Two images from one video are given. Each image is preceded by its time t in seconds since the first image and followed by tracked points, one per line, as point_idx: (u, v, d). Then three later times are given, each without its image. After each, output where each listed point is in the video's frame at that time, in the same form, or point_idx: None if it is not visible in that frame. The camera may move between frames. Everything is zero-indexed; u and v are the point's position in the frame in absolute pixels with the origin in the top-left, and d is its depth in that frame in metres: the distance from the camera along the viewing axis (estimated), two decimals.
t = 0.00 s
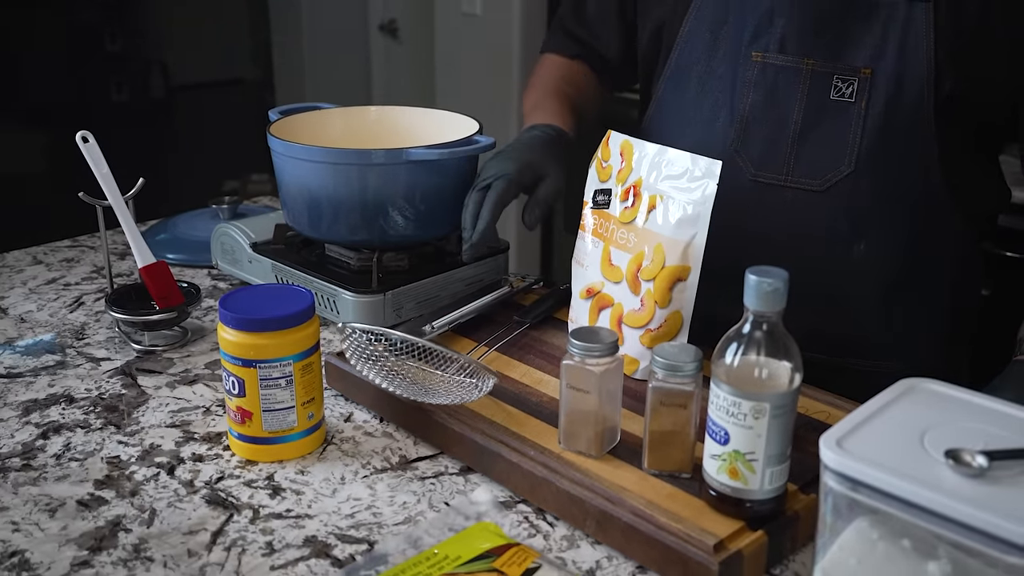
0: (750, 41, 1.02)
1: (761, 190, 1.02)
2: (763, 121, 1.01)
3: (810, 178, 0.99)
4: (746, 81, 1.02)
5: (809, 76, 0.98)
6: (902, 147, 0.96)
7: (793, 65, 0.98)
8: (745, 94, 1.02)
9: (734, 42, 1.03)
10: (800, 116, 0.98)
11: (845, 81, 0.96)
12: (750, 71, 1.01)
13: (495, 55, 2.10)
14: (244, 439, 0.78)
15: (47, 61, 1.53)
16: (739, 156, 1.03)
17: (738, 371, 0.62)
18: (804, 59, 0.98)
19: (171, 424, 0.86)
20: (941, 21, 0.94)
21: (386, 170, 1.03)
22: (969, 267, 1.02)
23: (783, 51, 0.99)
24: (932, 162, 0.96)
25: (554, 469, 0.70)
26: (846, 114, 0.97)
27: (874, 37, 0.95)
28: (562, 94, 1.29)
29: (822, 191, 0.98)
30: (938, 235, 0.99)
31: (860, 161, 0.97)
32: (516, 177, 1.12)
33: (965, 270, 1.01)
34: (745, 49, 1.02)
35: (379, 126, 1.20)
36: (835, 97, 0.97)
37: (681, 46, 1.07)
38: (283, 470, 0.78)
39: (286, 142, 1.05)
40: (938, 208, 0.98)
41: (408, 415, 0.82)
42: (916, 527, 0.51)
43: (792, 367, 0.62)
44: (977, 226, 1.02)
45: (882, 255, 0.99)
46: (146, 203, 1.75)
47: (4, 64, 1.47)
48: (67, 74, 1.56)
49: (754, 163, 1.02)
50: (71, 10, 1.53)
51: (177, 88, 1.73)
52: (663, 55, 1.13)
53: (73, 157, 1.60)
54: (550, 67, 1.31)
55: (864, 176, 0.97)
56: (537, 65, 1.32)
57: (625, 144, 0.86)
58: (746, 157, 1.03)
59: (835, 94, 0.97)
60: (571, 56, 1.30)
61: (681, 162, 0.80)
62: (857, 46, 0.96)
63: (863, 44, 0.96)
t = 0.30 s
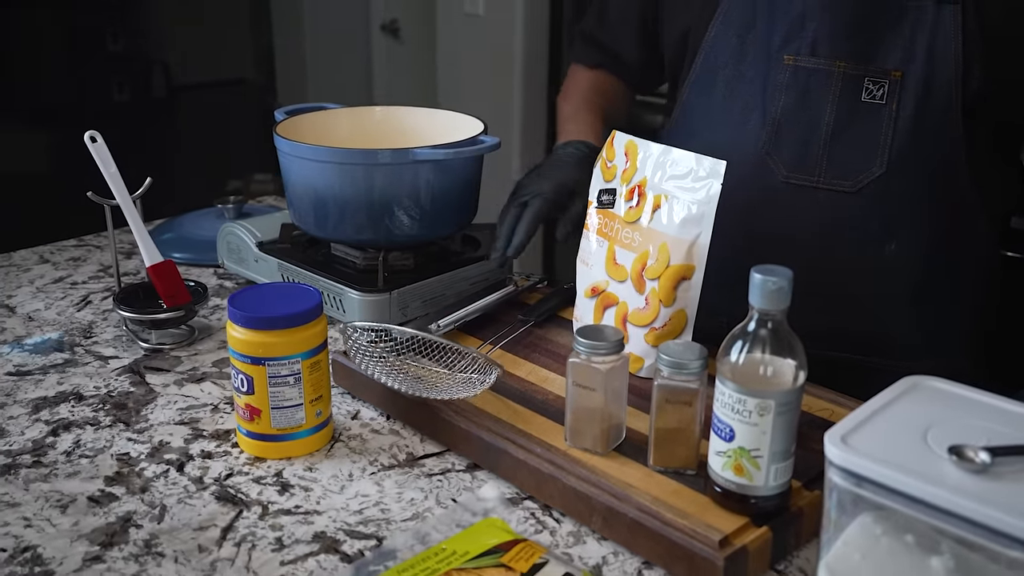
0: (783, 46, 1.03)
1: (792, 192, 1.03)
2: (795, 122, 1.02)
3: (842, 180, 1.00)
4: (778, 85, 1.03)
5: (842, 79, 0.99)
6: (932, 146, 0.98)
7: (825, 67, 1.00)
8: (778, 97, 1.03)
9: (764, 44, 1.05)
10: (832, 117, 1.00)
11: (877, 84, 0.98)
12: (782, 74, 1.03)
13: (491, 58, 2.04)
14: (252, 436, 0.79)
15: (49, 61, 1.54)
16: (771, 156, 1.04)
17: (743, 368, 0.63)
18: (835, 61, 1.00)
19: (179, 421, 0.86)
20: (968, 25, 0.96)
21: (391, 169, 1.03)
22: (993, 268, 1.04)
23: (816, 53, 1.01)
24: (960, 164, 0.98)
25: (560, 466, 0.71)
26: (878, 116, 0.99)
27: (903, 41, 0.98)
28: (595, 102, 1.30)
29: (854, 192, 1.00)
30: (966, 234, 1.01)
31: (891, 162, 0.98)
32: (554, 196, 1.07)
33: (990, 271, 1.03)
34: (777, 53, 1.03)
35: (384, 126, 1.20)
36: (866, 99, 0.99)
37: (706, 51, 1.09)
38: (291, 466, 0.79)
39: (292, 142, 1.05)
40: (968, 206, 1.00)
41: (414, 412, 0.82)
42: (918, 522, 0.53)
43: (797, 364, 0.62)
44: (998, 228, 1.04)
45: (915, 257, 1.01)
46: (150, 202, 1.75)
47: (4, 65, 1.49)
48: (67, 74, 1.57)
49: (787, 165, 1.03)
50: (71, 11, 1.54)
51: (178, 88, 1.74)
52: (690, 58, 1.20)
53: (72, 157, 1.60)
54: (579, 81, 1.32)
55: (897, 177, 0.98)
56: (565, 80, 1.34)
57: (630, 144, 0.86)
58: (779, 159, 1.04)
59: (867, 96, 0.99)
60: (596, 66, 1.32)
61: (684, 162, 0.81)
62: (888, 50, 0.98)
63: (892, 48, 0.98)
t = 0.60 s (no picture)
0: (805, 46, 1.04)
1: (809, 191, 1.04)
2: (813, 122, 1.04)
3: (860, 179, 1.01)
4: (799, 83, 1.04)
5: (860, 80, 1.00)
6: (951, 146, 0.99)
7: (845, 68, 1.01)
8: (798, 95, 1.05)
9: (787, 44, 1.06)
10: (851, 117, 1.01)
11: (896, 85, 0.99)
12: (803, 74, 1.04)
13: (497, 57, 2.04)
14: (266, 433, 0.80)
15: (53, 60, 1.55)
16: (789, 155, 1.06)
17: (755, 366, 0.63)
18: (855, 62, 1.01)
19: (193, 418, 0.87)
20: (989, 29, 0.96)
21: (401, 169, 1.04)
22: (1017, 272, 1.04)
23: (836, 54, 1.02)
24: (978, 165, 0.98)
25: (573, 462, 0.72)
26: (896, 117, 0.99)
27: (925, 44, 0.98)
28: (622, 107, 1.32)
29: (871, 191, 1.01)
30: (987, 236, 1.01)
31: (908, 163, 0.99)
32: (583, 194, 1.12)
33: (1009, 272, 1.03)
34: (798, 53, 1.05)
35: (393, 126, 1.21)
36: (886, 100, 1.00)
37: (731, 51, 1.10)
38: (305, 463, 0.79)
39: (303, 141, 1.06)
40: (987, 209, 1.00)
41: (427, 409, 0.83)
42: (930, 517, 0.53)
43: (808, 361, 0.63)
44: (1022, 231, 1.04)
45: (935, 257, 1.01)
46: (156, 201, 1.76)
47: (4, 65, 1.49)
48: (71, 74, 1.57)
49: (805, 162, 1.04)
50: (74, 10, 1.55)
51: (179, 87, 1.74)
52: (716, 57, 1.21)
53: (77, 157, 1.61)
54: (610, 83, 1.34)
55: (915, 177, 0.99)
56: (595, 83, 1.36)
57: (640, 143, 0.87)
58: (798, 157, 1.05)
59: (886, 97, 0.99)
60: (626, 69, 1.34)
61: (694, 162, 0.82)
62: (908, 53, 0.99)
63: (914, 50, 0.99)
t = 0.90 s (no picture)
0: (823, 44, 1.06)
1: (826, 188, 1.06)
2: (832, 118, 1.05)
3: (876, 175, 1.03)
4: (818, 81, 1.06)
5: (879, 77, 1.02)
6: (968, 146, 0.99)
7: (864, 65, 1.03)
8: (817, 92, 1.06)
9: (806, 42, 1.07)
10: (869, 113, 1.03)
11: (914, 83, 1.01)
12: (823, 71, 1.06)
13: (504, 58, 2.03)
14: (282, 431, 0.81)
15: (53, 62, 1.52)
16: (808, 149, 1.07)
17: (769, 364, 0.64)
18: (874, 60, 1.03)
19: (209, 417, 0.88)
20: (1007, 28, 0.98)
21: (413, 170, 1.05)
22: None
23: (856, 51, 1.04)
24: (994, 163, 0.99)
25: (588, 461, 0.72)
26: (913, 113, 1.01)
27: (944, 41, 1.00)
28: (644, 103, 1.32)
29: (888, 186, 1.02)
30: (1004, 233, 1.01)
31: (925, 160, 1.01)
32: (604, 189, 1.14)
33: None
34: (818, 52, 1.06)
35: (405, 127, 1.22)
36: (903, 97, 1.01)
37: (751, 49, 1.11)
38: (321, 462, 0.80)
39: (315, 142, 1.07)
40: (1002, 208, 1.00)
41: (442, 408, 0.84)
42: (945, 515, 0.54)
43: (822, 359, 0.64)
44: None
45: (950, 253, 1.02)
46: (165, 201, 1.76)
47: (4, 65, 1.47)
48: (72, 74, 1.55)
49: (823, 157, 1.06)
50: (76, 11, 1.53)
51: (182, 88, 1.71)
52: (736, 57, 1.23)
53: (82, 157, 1.59)
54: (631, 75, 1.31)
55: (930, 173, 1.01)
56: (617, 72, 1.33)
57: (652, 144, 0.88)
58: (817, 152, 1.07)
59: (904, 94, 1.01)
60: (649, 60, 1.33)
61: (707, 162, 0.82)
62: (928, 50, 1.01)
63: (932, 48, 1.00)
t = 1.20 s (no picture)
0: (832, 54, 1.08)
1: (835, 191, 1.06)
2: (839, 124, 1.07)
3: (879, 183, 1.03)
4: (826, 89, 1.08)
5: (884, 87, 1.03)
6: (973, 158, 0.99)
7: (870, 75, 1.04)
8: (824, 100, 1.08)
9: (816, 49, 1.09)
10: (873, 121, 1.04)
11: (919, 93, 1.01)
12: (831, 79, 1.07)
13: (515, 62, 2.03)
14: (304, 437, 0.81)
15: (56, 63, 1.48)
16: (813, 156, 1.08)
17: (793, 370, 0.64)
18: (880, 70, 1.04)
19: (229, 422, 0.88)
20: (1015, 42, 0.97)
21: (429, 175, 1.05)
22: None
23: (864, 60, 1.05)
24: (1000, 176, 0.98)
25: (611, 466, 0.73)
26: (917, 123, 1.02)
27: (951, 51, 1.01)
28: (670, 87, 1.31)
29: (890, 194, 1.03)
30: (1009, 247, 1.00)
31: (928, 168, 1.01)
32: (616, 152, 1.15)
33: None
34: (827, 61, 1.08)
35: (421, 133, 1.22)
36: (908, 108, 1.02)
37: (767, 53, 1.13)
38: (343, 467, 0.80)
39: (332, 147, 1.07)
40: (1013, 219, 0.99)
41: (461, 413, 0.84)
42: (971, 521, 0.54)
43: (847, 367, 0.64)
44: None
45: (953, 258, 1.01)
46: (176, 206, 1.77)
47: (3, 65, 1.42)
48: (72, 75, 1.50)
49: (828, 165, 1.07)
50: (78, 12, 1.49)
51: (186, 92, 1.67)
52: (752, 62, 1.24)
53: (83, 156, 1.55)
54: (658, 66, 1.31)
55: (933, 180, 1.01)
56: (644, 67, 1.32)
57: (670, 150, 0.88)
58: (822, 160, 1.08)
59: (909, 104, 1.02)
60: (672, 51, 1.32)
61: (726, 168, 0.83)
62: (934, 61, 1.01)
63: (940, 58, 1.01)
